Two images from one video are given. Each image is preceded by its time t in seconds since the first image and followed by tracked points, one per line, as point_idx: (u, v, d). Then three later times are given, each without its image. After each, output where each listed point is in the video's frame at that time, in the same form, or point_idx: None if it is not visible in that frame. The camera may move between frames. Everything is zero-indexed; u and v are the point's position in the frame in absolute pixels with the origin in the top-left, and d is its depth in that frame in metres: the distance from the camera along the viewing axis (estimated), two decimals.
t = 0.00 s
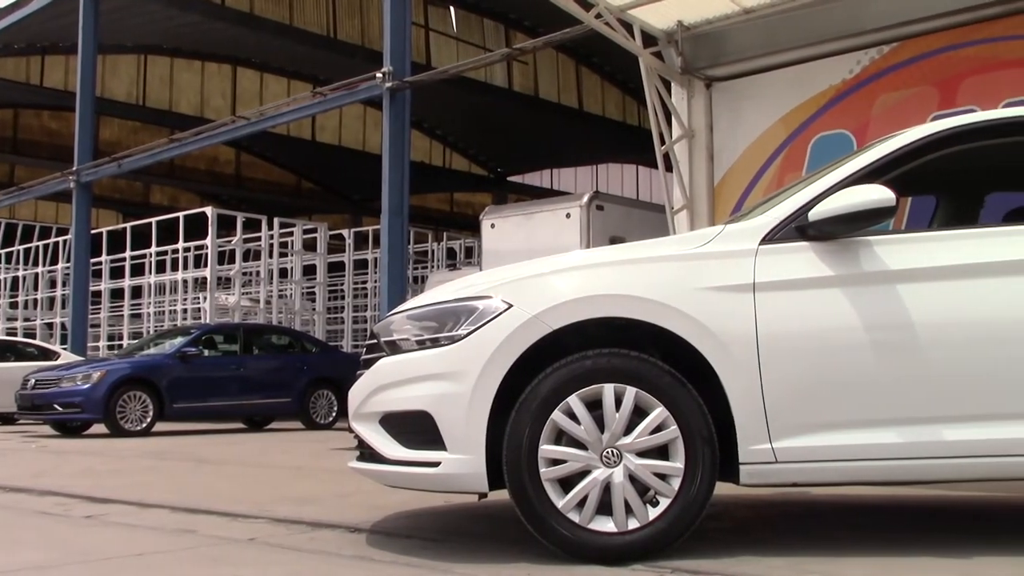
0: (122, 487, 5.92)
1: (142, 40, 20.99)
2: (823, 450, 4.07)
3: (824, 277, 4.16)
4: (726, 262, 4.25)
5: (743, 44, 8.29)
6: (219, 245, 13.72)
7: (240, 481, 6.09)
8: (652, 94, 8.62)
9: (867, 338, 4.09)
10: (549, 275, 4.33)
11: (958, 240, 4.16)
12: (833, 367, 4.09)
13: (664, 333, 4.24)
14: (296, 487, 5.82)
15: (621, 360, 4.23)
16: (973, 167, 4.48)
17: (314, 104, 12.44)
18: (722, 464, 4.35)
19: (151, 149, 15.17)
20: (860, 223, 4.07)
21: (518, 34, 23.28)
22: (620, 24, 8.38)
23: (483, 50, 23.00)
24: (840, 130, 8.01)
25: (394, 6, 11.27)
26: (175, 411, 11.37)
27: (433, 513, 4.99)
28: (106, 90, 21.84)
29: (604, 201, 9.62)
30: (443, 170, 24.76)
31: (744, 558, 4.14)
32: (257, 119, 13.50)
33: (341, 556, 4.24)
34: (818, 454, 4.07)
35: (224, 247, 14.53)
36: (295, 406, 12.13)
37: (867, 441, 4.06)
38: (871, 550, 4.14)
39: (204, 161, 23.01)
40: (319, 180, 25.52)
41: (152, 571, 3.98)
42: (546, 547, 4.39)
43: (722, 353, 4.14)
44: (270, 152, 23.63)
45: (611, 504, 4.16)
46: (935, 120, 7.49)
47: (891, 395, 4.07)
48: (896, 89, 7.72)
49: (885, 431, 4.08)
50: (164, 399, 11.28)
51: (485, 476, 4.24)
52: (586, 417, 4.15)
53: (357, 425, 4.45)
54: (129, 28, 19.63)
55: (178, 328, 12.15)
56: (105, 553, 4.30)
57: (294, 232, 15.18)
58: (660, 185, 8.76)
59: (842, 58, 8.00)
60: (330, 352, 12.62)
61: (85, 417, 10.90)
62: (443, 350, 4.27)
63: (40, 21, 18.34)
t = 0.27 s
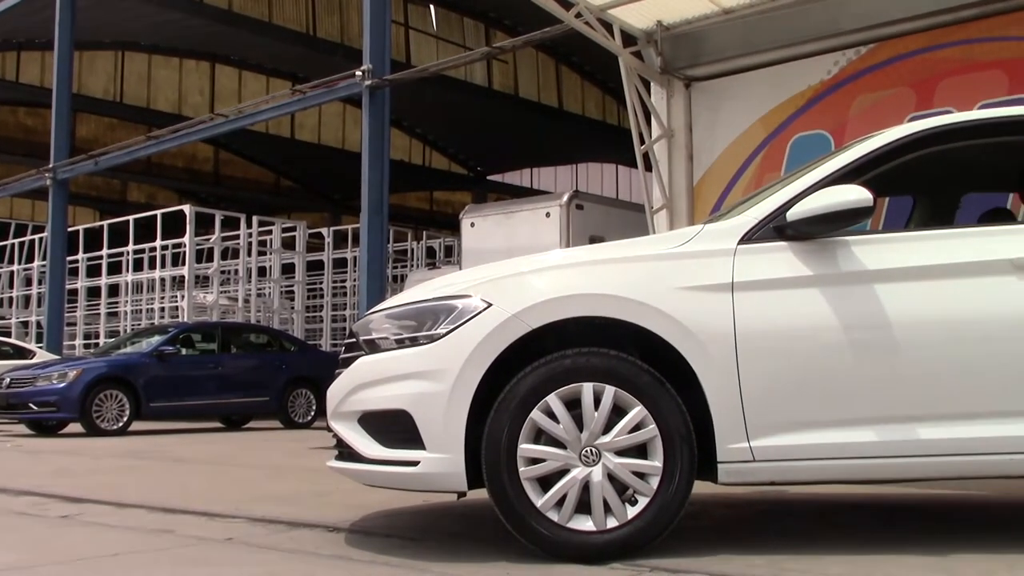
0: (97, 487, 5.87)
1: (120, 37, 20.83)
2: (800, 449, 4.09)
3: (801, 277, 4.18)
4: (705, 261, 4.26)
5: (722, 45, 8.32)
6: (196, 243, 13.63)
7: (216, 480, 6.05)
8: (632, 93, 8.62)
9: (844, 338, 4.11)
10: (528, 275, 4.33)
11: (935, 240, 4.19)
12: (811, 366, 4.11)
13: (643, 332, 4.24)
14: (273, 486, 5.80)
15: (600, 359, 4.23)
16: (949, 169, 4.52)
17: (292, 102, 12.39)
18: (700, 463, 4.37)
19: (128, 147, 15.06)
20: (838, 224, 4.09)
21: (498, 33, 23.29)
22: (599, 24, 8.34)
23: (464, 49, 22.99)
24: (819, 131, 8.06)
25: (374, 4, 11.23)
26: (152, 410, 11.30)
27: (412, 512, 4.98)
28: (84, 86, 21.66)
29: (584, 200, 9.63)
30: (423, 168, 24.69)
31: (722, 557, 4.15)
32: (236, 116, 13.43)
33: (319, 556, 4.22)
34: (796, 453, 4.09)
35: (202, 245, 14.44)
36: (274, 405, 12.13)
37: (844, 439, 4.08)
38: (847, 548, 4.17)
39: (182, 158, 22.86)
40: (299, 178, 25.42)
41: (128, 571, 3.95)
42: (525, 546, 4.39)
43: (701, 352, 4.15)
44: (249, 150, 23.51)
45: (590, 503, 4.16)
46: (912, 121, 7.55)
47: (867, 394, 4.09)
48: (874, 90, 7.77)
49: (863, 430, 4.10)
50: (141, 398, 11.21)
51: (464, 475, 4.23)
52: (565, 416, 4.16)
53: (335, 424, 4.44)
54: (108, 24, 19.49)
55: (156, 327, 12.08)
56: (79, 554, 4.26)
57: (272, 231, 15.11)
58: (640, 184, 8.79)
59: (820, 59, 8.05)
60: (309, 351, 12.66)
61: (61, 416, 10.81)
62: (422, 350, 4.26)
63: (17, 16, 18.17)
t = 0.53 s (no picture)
0: (79, 489, 5.84)
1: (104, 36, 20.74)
2: (783, 450, 4.10)
3: (785, 279, 4.19)
4: (689, 262, 4.27)
5: (707, 46, 8.34)
6: (180, 243, 13.58)
7: (199, 482, 6.03)
8: (617, 95, 8.65)
9: (828, 339, 4.12)
10: (513, 275, 4.33)
11: (918, 242, 4.20)
12: (794, 367, 4.12)
13: (628, 333, 4.25)
14: (256, 488, 5.78)
15: (585, 360, 4.23)
16: (932, 171, 4.55)
17: (277, 102, 12.37)
18: (684, 464, 4.38)
19: (111, 147, 14.99)
20: (822, 225, 4.10)
21: (483, 34, 23.30)
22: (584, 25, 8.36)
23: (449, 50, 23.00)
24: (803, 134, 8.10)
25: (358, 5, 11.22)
26: (135, 410, 11.25)
27: (396, 514, 4.97)
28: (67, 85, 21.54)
29: (569, 201, 9.64)
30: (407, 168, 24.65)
31: (706, 557, 4.16)
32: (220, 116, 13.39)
33: (303, 557, 4.21)
34: (779, 453, 4.11)
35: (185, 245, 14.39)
36: (257, 407, 12.04)
37: (826, 440, 4.09)
38: (830, 548, 4.18)
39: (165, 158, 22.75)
40: (283, 178, 25.35)
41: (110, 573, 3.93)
42: (509, 547, 4.39)
43: (684, 353, 4.16)
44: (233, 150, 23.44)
45: (574, 503, 4.17)
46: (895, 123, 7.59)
47: (850, 396, 4.10)
48: (858, 92, 7.81)
49: (846, 431, 4.11)
50: (124, 399, 11.16)
51: (448, 476, 4.23)
52: (549, 417, 4.16)
53: (319, 425, 4.43)
54: (92, 23, 19.40)
55: (139, 327, 12.03)
56: (61, 556, 4.24)
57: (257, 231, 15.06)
58: (625, 186, 8.80)
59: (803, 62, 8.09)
60: (294, 352, 12.55)
61: (43, 417, 10.75)
62: (407, 351, 4.26)
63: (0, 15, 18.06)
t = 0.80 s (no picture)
0: (54, 490, 5.78)
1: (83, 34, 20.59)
2: (762, 449, 4.12)
3: (764, 279, 4.20)
4: (670, 262, 4.28)
5: (687, 48, 8.37)
6: (158, 243, 13.50)
7: (176, 482, 5.99)
8: (598, 95, 8.66)
9: (807, 340, 4.14)
10: (494, 276, 4.34)
11: (896, 243, 4.22)
12: (774, 367, 4.13)
13: (609, 334, 4.25)
14: (234, 488, 5.75)
15: (565, 360, 4.24)
16: (911, 172, 4.57)
17: (257, 101, 12.32)
18: (664, 464, 4.39)
19: (89, 146, 14.90)
20: (801, 226, 4.13)
21: (464, 35, 23.32)
22: (566, 26, 8.34)
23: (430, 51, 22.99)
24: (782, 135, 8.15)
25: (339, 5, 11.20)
26: (113, 411, 11.16)
27: (375, 514, 4.96)
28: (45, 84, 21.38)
29: (550, 202, 9.64)
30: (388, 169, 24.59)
31: (686, 557, 4.17)
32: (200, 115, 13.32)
33: (282, 558, 4.19)
34: (759, 453, 4.12)
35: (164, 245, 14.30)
36: (237, 407, 12.05)
37: (804, 440, 4.11)
38: (809, 548, 4.20)
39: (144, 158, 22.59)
40: (263, 178, 25.25)
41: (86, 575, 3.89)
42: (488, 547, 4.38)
43: (664, 353, 4.17)
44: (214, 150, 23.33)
45: (554, 504, 4.17)
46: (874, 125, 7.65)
47: (828, 396, 4.12)
48: (838, 94, 7.87)
49: (825, 431, 4.13)
50: (101, 400, 11.07)
51: (428, 476, 4.22)
52: (529, 417, 4.16)
53: (299, 425, 4.41)
54: (71, 22, 19.26)
55: (117, 327, 11.95)
56: (37, 557, 4.19)
57: (236, 231, 15.00)
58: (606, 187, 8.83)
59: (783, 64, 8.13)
60: (273, 352, 12.60)
61: (20, 418, 10.65)
62: (387, 351, 4.25)
63: None
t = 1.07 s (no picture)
0: (19, 493, 5.71)
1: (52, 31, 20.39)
2: (732, 449, 4.13)
3: (735, 281, 4.22)
4: (641, 263, 4.29)
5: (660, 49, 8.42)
6: (128, 242, 13.39)
7: (144, 484, 5.94)
8: (571, 96, 8.67)
9: (777, 341, 4.16)
10: (466, 276, 4.33)
11: (866, 244, 4.24)
12: (744, 368, 4.15)
13: (581, 335, 4.26)
14: (203, 490, 5.71)
15: (537, 361, 4.24)
16: (880, 174, 4.61)
17: (229, 100, 12.25)
18: (635, 465, 4.40)
19: (58, 143, 14.78)
20: (772, 228, 4.15)
21: (438, 35, 23.31)
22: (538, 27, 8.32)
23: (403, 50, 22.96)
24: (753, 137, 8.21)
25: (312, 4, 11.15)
26: (82, 412, 11.05)
27: (346, 515, 4.94)
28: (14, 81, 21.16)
29: (523, 203, 9.64)
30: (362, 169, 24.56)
31: (657, 557, 4.19)
32: (171, 114, 13.23)
33: (252, 560, 4.17)
34: (730, 453, 4.14)
35: (134, 245, 14.18)
36: (208, 408, 11.98)
37: (773, 440, 4.13)
38: (778, 548, 4.22)
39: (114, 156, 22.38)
40: (235, 178, 25.10)
41: None
42: (460, 548, 4.38)
43: (635, 353, 4.18)
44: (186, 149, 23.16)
45: (525, 504, 4.17)
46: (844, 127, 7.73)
47: (797, 396, 4.14)
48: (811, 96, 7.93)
49: (795, 431, 4.15)
50: (70, 400, 10.96)
51: (400, 477, 4.21)
52: (501, 417, 4.15)
53: (269, 426, 4.39)
54: (41, 18, 19.06)
55: (85, 327, 11.84)
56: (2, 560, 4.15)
57: (208, 231, 14.90)
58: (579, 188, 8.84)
59: (756, 66, 8.18)
60: (245, 352, 12.51)
61: None
62: (358, 351, 4.23)
63: None
